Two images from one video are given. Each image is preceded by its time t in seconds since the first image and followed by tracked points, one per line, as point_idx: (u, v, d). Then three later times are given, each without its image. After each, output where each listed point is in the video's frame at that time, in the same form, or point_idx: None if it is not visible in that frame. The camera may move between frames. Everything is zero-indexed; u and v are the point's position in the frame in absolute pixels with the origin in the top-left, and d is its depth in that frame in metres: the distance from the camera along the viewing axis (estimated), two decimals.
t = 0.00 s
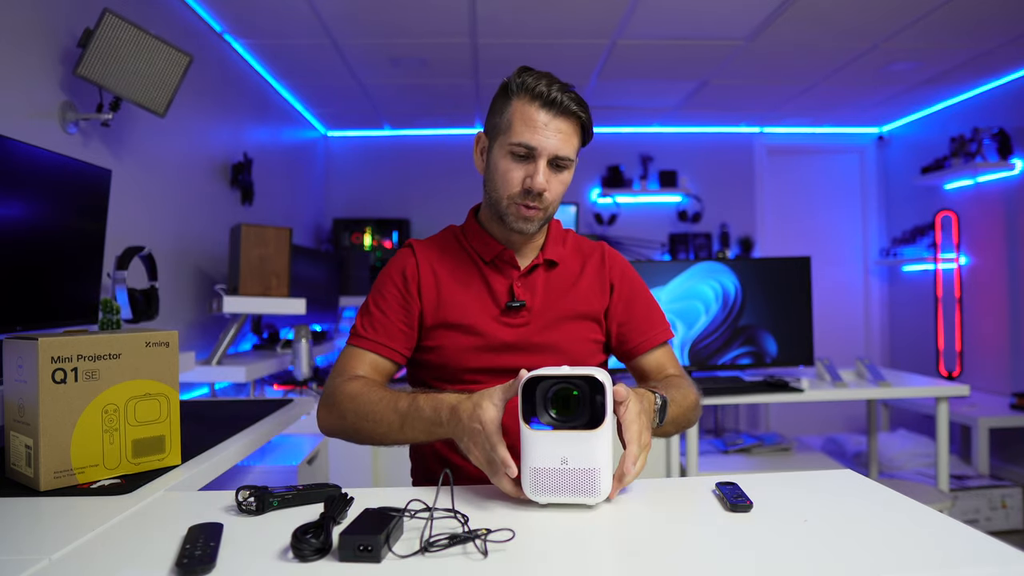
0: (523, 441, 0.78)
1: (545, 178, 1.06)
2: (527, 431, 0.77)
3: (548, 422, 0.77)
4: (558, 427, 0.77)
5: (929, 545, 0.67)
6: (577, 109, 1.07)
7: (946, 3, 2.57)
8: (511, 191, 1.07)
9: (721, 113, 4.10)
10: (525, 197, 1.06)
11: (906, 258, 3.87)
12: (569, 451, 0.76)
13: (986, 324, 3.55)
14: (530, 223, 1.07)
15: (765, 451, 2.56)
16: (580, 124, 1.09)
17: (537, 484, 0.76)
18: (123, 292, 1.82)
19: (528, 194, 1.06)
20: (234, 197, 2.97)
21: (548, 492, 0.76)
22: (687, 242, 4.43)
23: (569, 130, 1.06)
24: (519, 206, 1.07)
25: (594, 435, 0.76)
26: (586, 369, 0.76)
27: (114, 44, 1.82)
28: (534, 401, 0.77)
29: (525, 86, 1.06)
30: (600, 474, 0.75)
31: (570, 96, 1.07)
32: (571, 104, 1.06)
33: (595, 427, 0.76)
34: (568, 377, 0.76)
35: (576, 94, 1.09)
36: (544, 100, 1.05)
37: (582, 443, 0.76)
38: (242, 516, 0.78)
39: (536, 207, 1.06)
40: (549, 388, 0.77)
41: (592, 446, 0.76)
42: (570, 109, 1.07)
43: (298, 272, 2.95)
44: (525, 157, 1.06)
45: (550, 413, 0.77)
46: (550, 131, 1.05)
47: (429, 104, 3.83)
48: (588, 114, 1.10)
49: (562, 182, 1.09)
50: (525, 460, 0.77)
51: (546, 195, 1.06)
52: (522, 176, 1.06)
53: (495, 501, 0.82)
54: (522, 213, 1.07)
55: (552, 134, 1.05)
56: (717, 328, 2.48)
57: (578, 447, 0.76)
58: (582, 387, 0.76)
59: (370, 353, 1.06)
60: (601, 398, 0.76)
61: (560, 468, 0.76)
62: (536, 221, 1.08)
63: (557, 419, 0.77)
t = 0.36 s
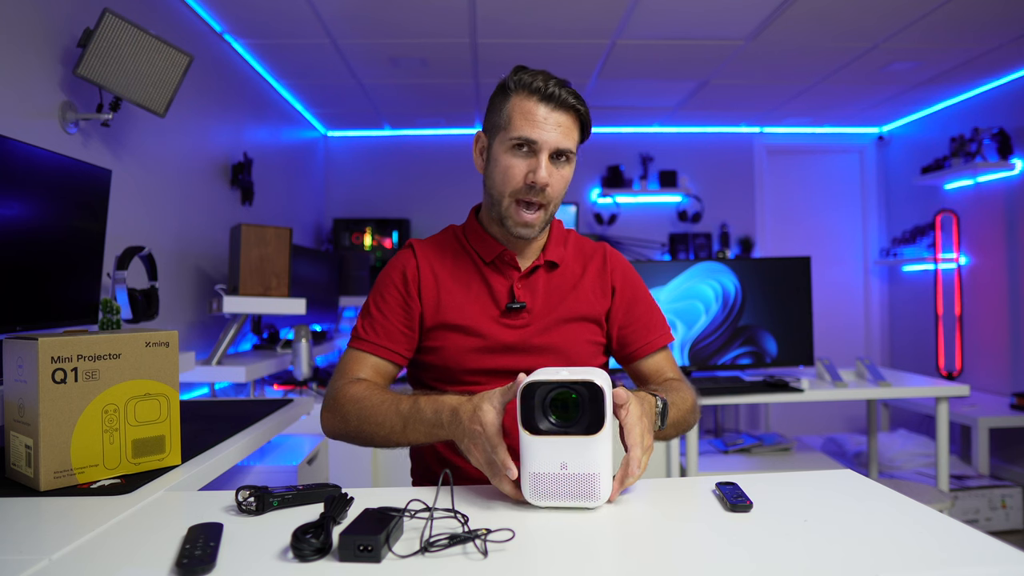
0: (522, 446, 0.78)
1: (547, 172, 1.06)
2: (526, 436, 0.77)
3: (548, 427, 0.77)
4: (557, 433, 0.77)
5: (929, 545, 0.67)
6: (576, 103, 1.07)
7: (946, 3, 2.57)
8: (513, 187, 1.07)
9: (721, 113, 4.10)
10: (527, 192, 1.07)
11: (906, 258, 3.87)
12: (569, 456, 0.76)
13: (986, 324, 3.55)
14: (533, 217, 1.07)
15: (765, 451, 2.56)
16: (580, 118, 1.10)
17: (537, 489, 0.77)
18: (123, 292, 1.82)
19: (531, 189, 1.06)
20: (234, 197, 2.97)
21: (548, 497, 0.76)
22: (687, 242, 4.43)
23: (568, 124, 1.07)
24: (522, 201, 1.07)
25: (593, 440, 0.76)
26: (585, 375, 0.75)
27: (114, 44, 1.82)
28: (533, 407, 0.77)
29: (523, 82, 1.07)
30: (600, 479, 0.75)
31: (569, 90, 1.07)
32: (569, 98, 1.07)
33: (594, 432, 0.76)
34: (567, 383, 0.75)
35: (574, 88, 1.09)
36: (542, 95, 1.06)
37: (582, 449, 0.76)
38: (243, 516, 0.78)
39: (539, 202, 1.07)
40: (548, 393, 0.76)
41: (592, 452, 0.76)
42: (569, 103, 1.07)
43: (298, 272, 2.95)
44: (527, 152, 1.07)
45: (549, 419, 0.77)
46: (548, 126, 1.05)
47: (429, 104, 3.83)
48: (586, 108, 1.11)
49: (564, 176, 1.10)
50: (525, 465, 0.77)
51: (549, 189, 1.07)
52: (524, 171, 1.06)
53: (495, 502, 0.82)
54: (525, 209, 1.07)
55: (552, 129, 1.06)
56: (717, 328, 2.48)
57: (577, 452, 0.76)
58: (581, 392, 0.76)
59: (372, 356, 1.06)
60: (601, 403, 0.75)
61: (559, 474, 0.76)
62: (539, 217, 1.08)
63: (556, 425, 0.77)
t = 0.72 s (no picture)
0: (522, 446, 0.78)
1: (550, 166, 1.06)
2: (527, 436, 0.77)
3: (548, 427, 0.77)
4: (557, 432, 0.77)
5: (927, 544, 0.67)
6: (570, 97, 1.10)
7: (945, 3, 2.57)
8: (518, 183, 1.07)
9: (721, 113, 4.10)
10: (532, 188, 1.06)
11: (906, 258, 3.88)
12: (568, 456, 0.76)
13: (985, 324, 3.55)
14: (539, 213, 1.07)
15: (765, 451, 2.56)
16: (575, 112, 1.12)
17: (537, 489, 0.76)
18: (123, 292, 1.82)
19: (536, 184, 1.06)
20: (234, 197, 2.97)
21: (548, 497, 0.76)
22: (687, 242, 4.43)
23: (565, 117, 1.09)
24: (527, 197, 1.06)
25: (593, 441, 0.76)
26: (586, 376, 0.76)
27: (114, 44, 1.82)
28: (534, 407, 0.77)
29: (516, 79, 1.09)
30: (600, 479, 0.75)
31: (563, 85, 1.09)
32: (563, 92, 1.09)
33: (594, 433, 0.76)
34: (566, 383, 0.76)
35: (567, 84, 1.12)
36: (538, 90, 1.08)
37: (582, 448, 0.76)
38: (243, 516, 0.78)
39: (544, 196, 1.07)
40: (547, 394, 0.77)
41: (593, 452, 0.76)
42: (564, 97, 1.09)
43: (298, 272, 2.95)
44: (528, 148, 1.07)
45: (549, 419, 0.78)
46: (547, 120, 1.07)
47: (429, 104, 3.83)
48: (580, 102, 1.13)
49: (567, 170, 1.10)
50: (526, 465, 0.77)
51: (554, 182, 1.07)
52: (528, 166, 1.06)
53: (495, 502, 0.82)
54: (531, 204, 1.06)
55: (550, 123, 1.07)
56: (717, 329, 2.48)
57: (578, 452, 0.76)
58: (581, 392, 0.76)
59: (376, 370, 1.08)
60: (601, 404, 0.76)
61: (559, 473, 0.76)
62: (545, 211, 1.07)
63: (557, 425, 0.77)
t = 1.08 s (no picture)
0: (522, 447, 0.78)
1: (548, 159, 1.06)
2: (527, 436, 0.77)
3: (548, 427, 0.77)
4: (557, 433, 0.77)
5: (927, 545, 0.67)
6: (569, 88, 1.10)
7: (945, 3, 2.57)
8: (514, 177, 1.07)
9: (721, 113, 4.10)
10: (529, 181, 1.06)
11: (906, 258, 3.88)
12: (569, 456, 0.76)
13: (986, 324, 3.55)
14: (537, 207, 1.07)
15: (765, 451, 2.56)
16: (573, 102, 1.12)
17: (537, 489, 0.76)
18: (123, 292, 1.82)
19: (534, 177, 1.06)
20: (234, 197, 2.97)
21: (548, 497, 0.76)
22: (687, 242, 4.43)
23: (563, 108, 1.08)
24: (523, 192, 1.06)
25: (593, 441, 0.76)
26: (585, 376, 0.76)
27: (114, 44, 1.82)
28: (533, 408, 0.77)
29: (513, 70, 1.09)
30: (600, 479, 0.75)
31: (561, 76, 1.09)
32: (562, 84, 1.09)
33: (594, 433, 0.77)
34: (566, 383, 0.76)
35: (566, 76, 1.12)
36: (535, 81, 1.08)
37: (582, 449, 0.76)
38: (243, 516, 0.78)
39: (542, 190, 1.06)
40: (547, 395, 0.77)
41: (592, 453, 0.76)
42: (563, 88, 1.09)
43: (298, 272, 2.95)
44: (525, 141, 1.07)
45: (549, 419, 0.78)
46: (546, 110, 1.07)
47: (429, 104, 3.83)
48: (579, 94, 1.13)
49: (566, 164, 1.10)
50: (526, 465, 0.77)
51: (552, 176, 1.06)
52: (526, 159, 1.06)
53: (495, 502, 0.81)
54: (527, 199, 1.06)
55: (548, 116, 1.07)
56: (717, 328, 2.48)
57: (578, 452, 0.76)
58: (581, 392, 0.76)
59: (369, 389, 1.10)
60: (601, 404, 0.76)
61: (559, 473, 0.76)
62: (543, 207, 1.07)
63: (557, 426, 0.77)
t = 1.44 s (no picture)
0: (522, 447, 0.78)
1: (543, 153, 1.06)
2: (527, 436, 0.77)
3: (548, 427, 0.78)
4: (557, 432, 0.77)
5: (928, 546, 0.67)
6: (566, 80, 1.09)
7: (945, 3, 2.57)
8: (507, 173, 1.07)
9: (721, 113, 4.10)
10: (523, 177, 1.06)
11: (906, 258, 3.88)
12: (569, 456, 0.76)
13: (986, 325, 3.55)
14: (533, 204, 1.06)
15: (765, 451, 2.56)
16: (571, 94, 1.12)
17: (537, 489, 0.76)
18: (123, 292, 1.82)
19: (527, 173, 1.06)
20: (234, 197, 2.97)
21: (549, 497, 0.76)
22: (687, 242, 4.43)
23: (560, 101, 1.08)
24: (518, 188, 1.06)
25: (593, 441, 0.76)
26: (585, 376, 0.77)
27: (114, 45, 1.82)
28: (533, 408, 0.77)
29: (508, 63, 1.09)
30: (600, 479, 0.75)
31: (557, 67, 1.09)
32: (558, 76, 1.09)
33: (594, 433, 0.77)
34: (567, 383, 0.76)
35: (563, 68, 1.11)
36: (530, 73, 1.08)
37: (582, 449, 0.76)
38: (243, 516, 0.78)
39: (537, 186, 1.06)
40: (547, 394, 0.77)
41: (592, 452, 0.76)
42: (559, 80, 1.09)
43: (298, 272, 2.95)
44: (519, 136, 1.07)
45: (549, 419, 0.78)
46: (541, 103, 1.07)
47: (429, 104, 3.83)
48: (577, 86, 1.13)
49: (563, 159, 1.10)
50: (526, 465, 0.77)
51: (546, 172, 1.06)
52: (519, 154, 1.06)
53: (494, 502, 0.81)
54: (522, 195, 1.06)
55: (543, 109, 1.07)
56: (717, 329, 2.48)
57: (578, 452, 0.76)
58: (581, 392, 0.77)
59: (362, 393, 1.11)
60: (601, 404, 0.76)
61: (559, 473, 0.76)
62: (539, 203, 1.07)
63: (556, 425, 0.78)
